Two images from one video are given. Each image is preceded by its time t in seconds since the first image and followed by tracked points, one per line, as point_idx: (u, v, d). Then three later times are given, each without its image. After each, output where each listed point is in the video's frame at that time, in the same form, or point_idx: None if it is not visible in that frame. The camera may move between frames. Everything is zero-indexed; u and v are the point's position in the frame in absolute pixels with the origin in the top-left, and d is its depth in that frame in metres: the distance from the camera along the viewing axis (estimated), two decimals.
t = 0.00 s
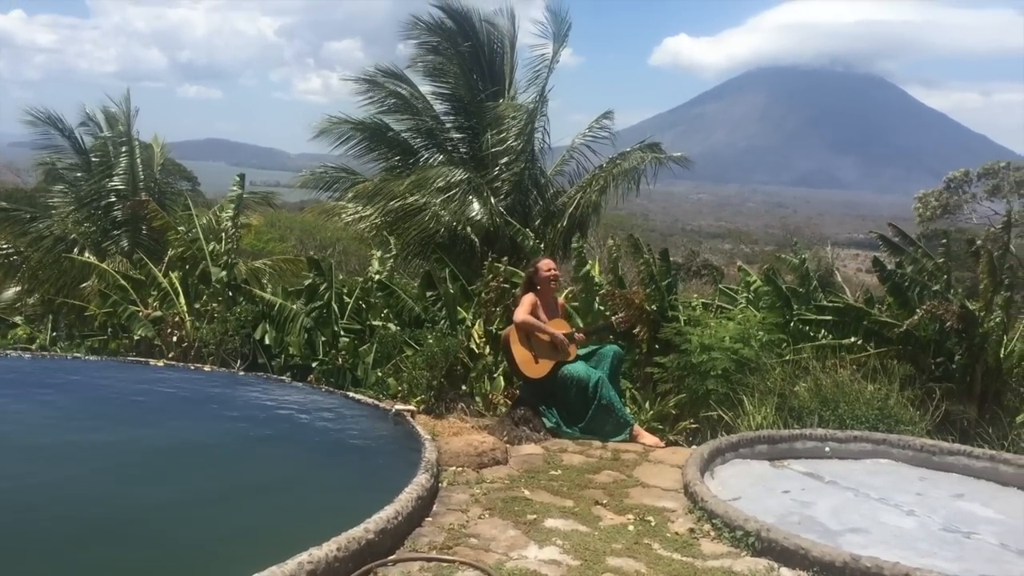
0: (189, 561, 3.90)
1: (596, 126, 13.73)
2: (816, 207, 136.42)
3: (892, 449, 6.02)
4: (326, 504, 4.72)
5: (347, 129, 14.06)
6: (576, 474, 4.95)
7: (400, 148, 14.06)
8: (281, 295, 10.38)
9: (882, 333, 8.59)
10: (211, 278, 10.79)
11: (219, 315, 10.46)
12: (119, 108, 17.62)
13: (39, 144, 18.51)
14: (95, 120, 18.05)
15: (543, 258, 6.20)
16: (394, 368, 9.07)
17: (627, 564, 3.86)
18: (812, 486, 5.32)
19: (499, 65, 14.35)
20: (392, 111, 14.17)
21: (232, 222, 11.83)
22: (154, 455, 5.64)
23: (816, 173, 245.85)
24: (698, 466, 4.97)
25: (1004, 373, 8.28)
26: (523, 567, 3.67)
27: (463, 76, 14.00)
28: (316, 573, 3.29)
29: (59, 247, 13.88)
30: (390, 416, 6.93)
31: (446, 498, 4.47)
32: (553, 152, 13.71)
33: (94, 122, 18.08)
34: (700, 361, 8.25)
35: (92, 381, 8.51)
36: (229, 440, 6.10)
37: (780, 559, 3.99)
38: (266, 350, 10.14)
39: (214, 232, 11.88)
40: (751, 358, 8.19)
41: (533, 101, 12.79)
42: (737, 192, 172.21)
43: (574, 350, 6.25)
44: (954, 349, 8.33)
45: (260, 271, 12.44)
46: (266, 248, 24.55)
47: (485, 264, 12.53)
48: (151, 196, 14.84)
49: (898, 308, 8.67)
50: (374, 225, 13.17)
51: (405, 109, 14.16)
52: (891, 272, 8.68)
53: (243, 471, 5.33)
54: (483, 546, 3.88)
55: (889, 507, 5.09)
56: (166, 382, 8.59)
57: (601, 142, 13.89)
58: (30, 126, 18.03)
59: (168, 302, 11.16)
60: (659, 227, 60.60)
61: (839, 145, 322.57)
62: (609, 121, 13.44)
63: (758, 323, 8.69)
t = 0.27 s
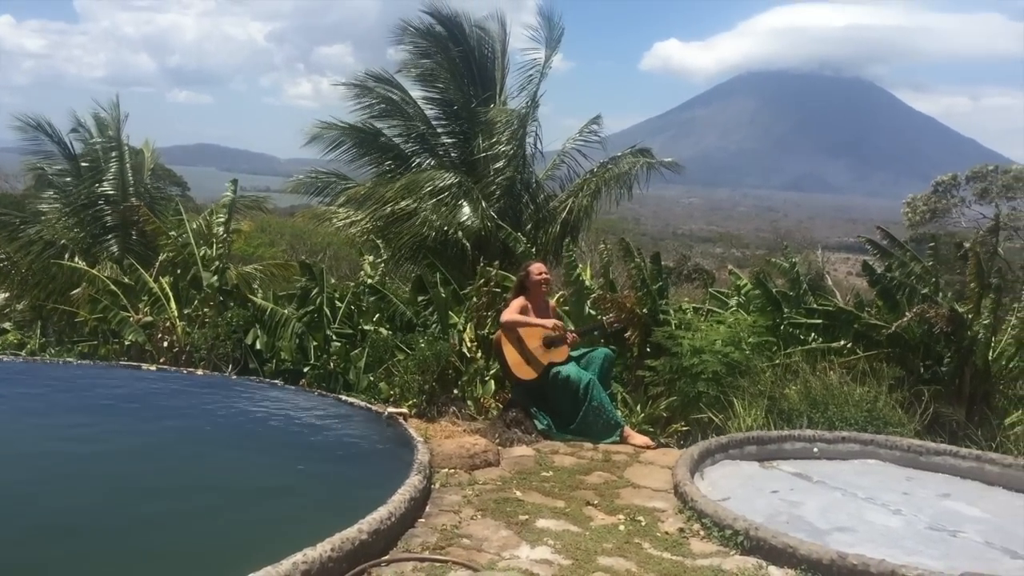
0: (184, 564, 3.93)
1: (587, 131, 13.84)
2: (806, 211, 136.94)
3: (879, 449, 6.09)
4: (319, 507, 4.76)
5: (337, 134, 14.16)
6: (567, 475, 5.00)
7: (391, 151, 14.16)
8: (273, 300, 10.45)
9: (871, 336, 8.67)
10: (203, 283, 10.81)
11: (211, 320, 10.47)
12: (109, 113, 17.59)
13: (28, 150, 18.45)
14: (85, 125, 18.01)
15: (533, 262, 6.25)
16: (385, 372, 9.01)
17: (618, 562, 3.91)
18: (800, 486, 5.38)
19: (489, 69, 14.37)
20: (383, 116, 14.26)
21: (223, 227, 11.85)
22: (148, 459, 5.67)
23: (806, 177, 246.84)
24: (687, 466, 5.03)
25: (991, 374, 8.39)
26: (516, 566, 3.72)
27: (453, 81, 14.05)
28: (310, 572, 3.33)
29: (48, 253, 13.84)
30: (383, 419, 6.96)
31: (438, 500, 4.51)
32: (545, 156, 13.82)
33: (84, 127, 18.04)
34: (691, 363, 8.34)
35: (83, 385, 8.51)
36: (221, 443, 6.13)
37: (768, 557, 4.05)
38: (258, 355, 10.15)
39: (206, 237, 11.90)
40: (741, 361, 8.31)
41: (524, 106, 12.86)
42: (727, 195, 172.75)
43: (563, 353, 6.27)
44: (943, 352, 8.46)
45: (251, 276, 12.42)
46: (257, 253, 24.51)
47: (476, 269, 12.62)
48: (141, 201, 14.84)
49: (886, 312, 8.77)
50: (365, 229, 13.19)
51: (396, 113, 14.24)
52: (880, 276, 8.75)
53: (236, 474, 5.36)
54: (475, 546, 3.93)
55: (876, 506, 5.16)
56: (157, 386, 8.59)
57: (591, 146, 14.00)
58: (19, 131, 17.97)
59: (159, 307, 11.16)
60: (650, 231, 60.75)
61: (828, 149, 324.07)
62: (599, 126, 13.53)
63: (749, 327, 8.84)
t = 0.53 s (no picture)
0: (179, 565, 3.97)
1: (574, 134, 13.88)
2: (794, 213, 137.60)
3: (864, 447, 6.19)
4: (312, 507, 4.81)
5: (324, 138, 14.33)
6: (557, 475, 5.06)
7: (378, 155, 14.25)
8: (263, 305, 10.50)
9: (857, 335, 8.74)
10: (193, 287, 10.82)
11: (201, 324, 10.48)
12: (96, 118, 17.54)
13: (15, 155, 18.37)
14: (72, 131, 17.95)
15: (524, 263, 6.34)
16: (375, 376, 9.07)
17: (607, 559, 3.98)
18: (787, 484, 5.45)
19: (477, 72, 14.42)
20: (372, 120, 14.35)
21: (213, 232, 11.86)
22: (141, 462, 5.70)
23: (793, 179, 247.98)
24: (676, 465, 5.09)
25: (974, 372, 8.54)
26: (507, 564, 3.77)
27: (441, 85, 14.12)
28: (305, 571, 3.38)
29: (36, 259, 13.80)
30: (374, 420, 7.00)
31: (430, 500, 4.56)
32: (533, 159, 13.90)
33: (71, 132, 17.98)
34: (680, 364, 8.45)
35: (73, 389, 8.50)
36: (213, 446, 6.16)
37: (755, 553, 4.12)
38: (247, 359, 10.16)
39: (195, 241, 11.91)
40: (728, 362, 8.40)
41: (513, 111, 12.95)
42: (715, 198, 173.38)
43: (553, 353, 6.40)
44: (930, 353, 8.58)
45: (240, 281, 12.40)
46: (245, 258, 24.45)
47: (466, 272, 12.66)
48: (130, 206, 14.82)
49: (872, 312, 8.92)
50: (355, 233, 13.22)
51: (385, 117, 14.33)
52: (866, 277, 8.92)
53: (229, 476, 5.39)
54: (467, 544, 3.98)
55: (860, 503, 5.24)
56: (147, 389, 8.59)
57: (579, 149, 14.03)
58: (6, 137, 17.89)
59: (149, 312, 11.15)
60: (639, 233, 60.92)
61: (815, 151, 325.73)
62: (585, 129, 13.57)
63: (737, 328, 8.93)
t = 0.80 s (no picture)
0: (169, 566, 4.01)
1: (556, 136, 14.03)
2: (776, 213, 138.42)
3: (845, 444, 6.27)
4: (299, 509, 4.84)
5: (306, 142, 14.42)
6: (543, 473, 5.12)
7: (361, 158, 14.25)
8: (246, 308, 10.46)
9: (839, 333, 8.83)
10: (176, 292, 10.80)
11: (185, 329, 10.45)
12: (77, 124, 17.43)
13: None
14: (52, 136, 17.83)
15: (509, 263, 6.39)
16: (360, 379, 9.09)
17: (593, 556, 4.04)
18: (769, 480, 5.52)
19: (458, 74, 14.51)
20: (355, 123, 14.39)
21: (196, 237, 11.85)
22: (127, 466, 5.70)
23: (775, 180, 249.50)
24: (659, 463, 5.16)
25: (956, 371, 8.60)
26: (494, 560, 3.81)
27: (424, 88, 14.08)
28: (294, 570, 3.42)
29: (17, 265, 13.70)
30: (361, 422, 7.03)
31: (417, 499, 4.60)
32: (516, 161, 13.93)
33: (51, 138, 17.85)
34: (663, 364, 8.52)
35: (57, 394, 8.46)
36: (199, 448, 6.16)
37: (738, 548, 4.19)
38: (232, 364, 10.15)
39: (179, 246, 11.90)
40: (711, 361, 8.51)
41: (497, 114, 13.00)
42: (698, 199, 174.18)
43: (539, 354, 6.45)
44: (911, 352, 8.65)
45: (223, 285, 12.33)
46: (228, 262, 24.35)
47: (450, 275, 12.58)
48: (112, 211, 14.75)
49: (852, 310, 9.07)
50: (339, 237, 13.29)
51: (369, 120, 14.35)
52: (845, 276, 9.08)
53: (217, 480, 5.42)
54: (454, 543, 4.03)
55: (841, 498, 5.32)
56: (132, 393, 8.57)
57: (561, 151, 14.18)
58: None
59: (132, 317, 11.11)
60: (622, 235, 61.10)
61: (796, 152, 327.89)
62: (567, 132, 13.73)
63: (719, 327, 9.05)
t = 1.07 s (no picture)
0: (157, 546, 4.04)
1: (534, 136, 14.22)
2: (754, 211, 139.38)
3: (822, 436, 6.30)
4: (283, 494, 4.86)
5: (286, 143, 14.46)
6: (525, 468, 5.18)
7: (340, 159, 14.29)
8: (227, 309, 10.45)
9: (817, 330, 9.00)
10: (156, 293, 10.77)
11: (165, 330, 10.42)
12: (54, 126, 17.29)
13: None
14: (28, 139, 17.67)
15: (492, 262, 6.47)
16: (342, 379, 9.09)
17: (575, 547, 4.11)
18: (748, 472, 5.60)
19: (438, 74, 14.51)
20: (335, 123, 14.40)
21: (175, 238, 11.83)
22: (109, 460, 5.69)
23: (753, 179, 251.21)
24: (640, 456, 5.23)
25: (932, 365, 8.78)
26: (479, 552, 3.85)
27: (403, 89, 14.13)
28: (280, 565, 3.47)
29: None
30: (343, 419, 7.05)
31: (402, 495, 4.65)
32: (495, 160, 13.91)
33: (28, 140, 17.70)
34: (643, 362, 8.66)
35: (37, 395, 8.41)
36: (182, 443, 6.16)
37: (717, 538, 4.28)
38: (213, 365, 10.13)
39: (159, 247, 11.87)
40: (691, 357, 8.64)
41: (478, 114, 13.06)
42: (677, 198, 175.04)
43: (521, 353, 6.52)
44: (887, 347, 8.84)
45: (202, 287, 12.26)
46: (208, 263, 24.23)
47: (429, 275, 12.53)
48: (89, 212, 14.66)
49: (829, 305, 9.19)
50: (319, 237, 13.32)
51: (349, 120, 14.37)
52: (823, 273, 9.22)
53: (203, 468, 5.44)
54: (439, 536, 4.08)
55: (819, 489, 5.36)
56: (113, 394, 8.53)
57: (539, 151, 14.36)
58: None
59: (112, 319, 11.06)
60: (602, 234, 61.31)
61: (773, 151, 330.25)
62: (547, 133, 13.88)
63: (698, 325, 9.23)
